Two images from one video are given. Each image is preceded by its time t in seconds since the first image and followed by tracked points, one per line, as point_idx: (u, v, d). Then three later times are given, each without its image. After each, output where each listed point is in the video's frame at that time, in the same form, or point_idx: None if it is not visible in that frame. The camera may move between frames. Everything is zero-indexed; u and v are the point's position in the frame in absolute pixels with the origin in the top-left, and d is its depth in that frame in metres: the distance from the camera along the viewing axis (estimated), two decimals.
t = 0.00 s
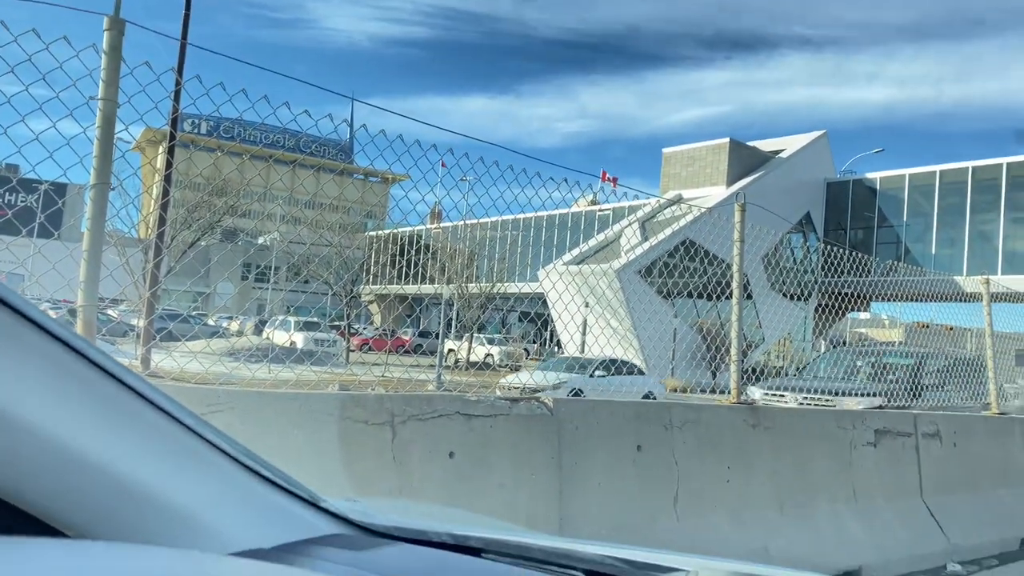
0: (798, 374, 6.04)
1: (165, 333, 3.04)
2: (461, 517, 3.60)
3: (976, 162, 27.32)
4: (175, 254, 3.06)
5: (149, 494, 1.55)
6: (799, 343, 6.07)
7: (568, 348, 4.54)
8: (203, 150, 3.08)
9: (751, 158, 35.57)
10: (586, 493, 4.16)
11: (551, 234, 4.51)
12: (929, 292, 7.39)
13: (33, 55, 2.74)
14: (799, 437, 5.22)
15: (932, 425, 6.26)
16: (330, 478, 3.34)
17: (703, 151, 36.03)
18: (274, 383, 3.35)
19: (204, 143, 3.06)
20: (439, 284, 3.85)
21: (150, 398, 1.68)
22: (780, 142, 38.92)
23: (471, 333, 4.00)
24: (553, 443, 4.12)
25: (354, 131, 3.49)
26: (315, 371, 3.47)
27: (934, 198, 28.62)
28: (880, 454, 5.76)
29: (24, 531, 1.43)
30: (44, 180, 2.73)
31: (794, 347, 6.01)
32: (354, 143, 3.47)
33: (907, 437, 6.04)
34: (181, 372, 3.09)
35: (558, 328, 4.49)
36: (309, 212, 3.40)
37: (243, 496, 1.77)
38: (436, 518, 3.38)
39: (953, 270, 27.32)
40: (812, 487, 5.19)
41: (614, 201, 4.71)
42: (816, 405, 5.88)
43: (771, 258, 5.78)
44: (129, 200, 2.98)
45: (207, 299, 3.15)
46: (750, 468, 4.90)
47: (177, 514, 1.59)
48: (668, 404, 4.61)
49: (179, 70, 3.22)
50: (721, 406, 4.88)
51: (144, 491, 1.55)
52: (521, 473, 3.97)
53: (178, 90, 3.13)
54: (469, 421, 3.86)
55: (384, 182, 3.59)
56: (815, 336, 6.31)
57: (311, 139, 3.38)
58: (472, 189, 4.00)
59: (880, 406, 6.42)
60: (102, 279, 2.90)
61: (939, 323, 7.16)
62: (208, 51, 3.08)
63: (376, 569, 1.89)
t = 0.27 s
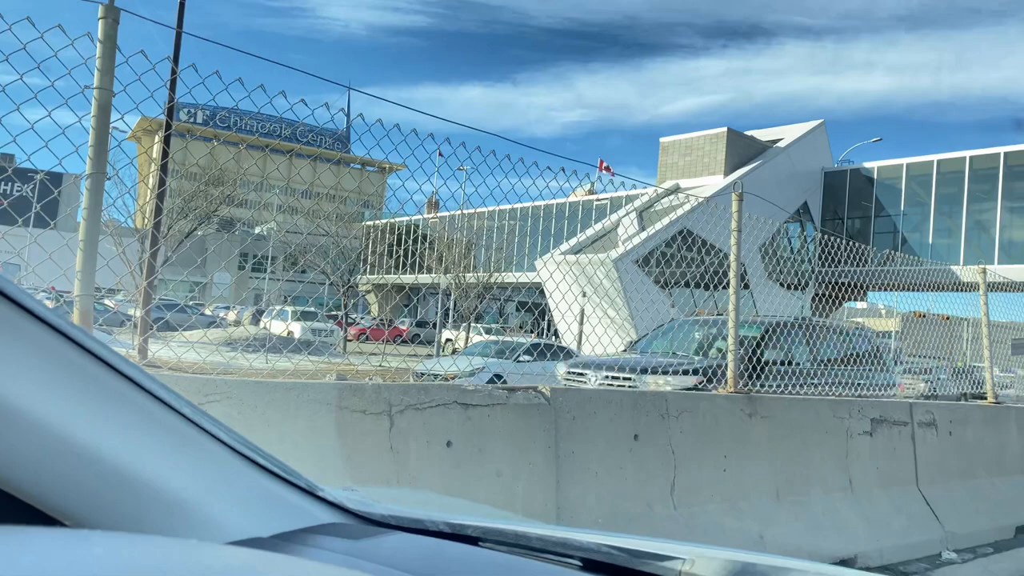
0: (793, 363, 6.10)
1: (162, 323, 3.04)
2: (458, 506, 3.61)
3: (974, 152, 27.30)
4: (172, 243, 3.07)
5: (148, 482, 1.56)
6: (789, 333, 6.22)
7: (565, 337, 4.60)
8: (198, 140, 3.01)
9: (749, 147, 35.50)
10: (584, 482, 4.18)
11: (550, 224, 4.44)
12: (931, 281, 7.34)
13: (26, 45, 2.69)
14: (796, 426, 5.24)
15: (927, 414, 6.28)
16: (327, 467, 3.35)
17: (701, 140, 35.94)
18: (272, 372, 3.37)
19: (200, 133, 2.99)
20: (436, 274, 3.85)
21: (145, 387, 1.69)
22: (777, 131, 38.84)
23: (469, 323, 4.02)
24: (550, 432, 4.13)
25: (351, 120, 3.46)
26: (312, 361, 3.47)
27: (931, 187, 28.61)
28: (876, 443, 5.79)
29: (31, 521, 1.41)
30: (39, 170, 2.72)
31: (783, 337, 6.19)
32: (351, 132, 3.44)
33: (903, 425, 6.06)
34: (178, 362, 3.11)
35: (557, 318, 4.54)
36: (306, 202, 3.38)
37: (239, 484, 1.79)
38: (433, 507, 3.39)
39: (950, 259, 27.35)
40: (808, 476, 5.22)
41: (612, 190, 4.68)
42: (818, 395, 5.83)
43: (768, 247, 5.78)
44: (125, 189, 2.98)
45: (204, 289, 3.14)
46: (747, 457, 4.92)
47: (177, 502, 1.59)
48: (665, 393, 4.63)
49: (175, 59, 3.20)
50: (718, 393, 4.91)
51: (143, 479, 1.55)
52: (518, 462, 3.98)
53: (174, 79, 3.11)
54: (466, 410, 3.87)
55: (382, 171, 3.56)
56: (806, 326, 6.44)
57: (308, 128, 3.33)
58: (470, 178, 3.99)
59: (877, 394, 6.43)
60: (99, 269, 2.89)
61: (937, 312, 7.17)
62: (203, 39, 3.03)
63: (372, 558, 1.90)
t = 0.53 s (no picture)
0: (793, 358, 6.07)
1: (161, 317, 3.05)
2: (456, 499, 3.62)
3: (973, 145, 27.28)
4: (170, 238, 3.05)
5: (145, 475, 1.56)
6: (794, 328, 6.12)
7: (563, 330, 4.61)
8: (197, 134, 3.07)
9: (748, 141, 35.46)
10: (582, 476, 4.19)
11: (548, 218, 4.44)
12: (930, 276, 7.38)
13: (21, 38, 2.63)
14: (793, 420, 5.25)
15: (925, 408, 6.30)
16: (325, 460, 3.36)
17: (699, 133, 35.88)
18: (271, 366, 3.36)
19: (199, 127, 3.06)
20: (433, 268, 3.94)
21: (142, 380, 1.69)
22: (776, 124, 38.78)
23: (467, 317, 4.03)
24: (549, 426, 4.13)
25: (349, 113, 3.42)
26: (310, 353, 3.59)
27: (930, 181, 28.60)
28: (873, 436, 5.80)
29: (29, 514, 1.41)
30: (37, 164, 2.72)
31: (788, 333, 6.05)
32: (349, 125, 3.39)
33: (901, 419, 6.08)
34: (176, 356, 3.11)
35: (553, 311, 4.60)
36: (304, 196, 3.36)
37: (236, 477, 1.79)
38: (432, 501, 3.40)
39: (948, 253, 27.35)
40: (806, 470, 5.23)
41: (611, 183, 4.63)
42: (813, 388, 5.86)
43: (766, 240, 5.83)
44: (123, 182, 2.96)
45: (203, 284, 3.20)
46: (744, 451, 4.93)
47: (174, 496, 1.59)
48: (663, 387, 4.63)
49: (172, 53, 3.20)
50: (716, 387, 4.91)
51: (141, 472, 1.55)
52: (517, 455, 3.99)
53: (171, 73, 3.11)
54: (465, 404, 3.87)
55: (380, 165, 3.52)
56: (810, 320, 6.32)
57: (306, 122, 3.30)
58: (468, 172, 3.98)
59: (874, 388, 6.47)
60: (97, 264, 2.89)
61: (935, 306, 7.18)
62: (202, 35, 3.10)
63: (370, 551, 1.90)
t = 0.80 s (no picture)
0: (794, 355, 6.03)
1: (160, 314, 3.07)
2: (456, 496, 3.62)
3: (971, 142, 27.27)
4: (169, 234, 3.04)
5: (143, 472, 1.56)
6: (793, 325, 6.13)
7: (563, 328, 4.52)
8: (195, 131, 3.01)
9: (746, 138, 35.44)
10: (581, 473, 4.19)
11: (546, 215, 4.44)
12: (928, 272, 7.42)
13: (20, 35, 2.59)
14: (792, 417, 5.25)
15: (923, 404, 6.31)
16: (325, 457, 3.36)
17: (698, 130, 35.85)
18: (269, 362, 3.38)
19: (197, 124, 2.99)
20: (433, 265, 3.82)
21: (140, 376, 1.69)
22: (775, 121, 38.77)
23: (466, 314, 4.00)
24: (548, 423, 4.14)
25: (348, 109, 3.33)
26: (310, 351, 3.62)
27: (928, 178, 28.61)
28: (872, 432, 5.81)
29: (28, 512, 1.41)
30: (35, 161, 2.67)
31: (788, 328, 6.07)
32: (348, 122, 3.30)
33: (900, 416, 6.09)
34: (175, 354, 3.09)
35: (553, 308, 4.54)
36: (303, 193, 3.37)
37: (235, 474, 1.79)
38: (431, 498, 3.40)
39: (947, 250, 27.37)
40: (805, 466, 5.24)
41: (610, 180, 4.64)
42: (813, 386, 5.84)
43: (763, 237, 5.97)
44: (122, 180, 2.95)
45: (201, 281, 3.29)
46: (743, 447, 4.94)
47: (171, 493, 1.59)
48: (662, 384, 4.64)
49: (170, 49, 3.18)
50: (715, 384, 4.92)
51: (139, 469, 1.55)
52: (516, 452, 3.99)
53: (169, 70, 3.10)
54: (465, 401, 3.88)
55: (379, 162, 3.46)
56: (809, 316, 6.34)
57: (304, 119, 3.25)
58: (466, 169, 3.97)
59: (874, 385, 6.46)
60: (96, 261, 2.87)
61: (933, 303, 7.19)
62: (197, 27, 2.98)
63: (368, 548, 1.91)
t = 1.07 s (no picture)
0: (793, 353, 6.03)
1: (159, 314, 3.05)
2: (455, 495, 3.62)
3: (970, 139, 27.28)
4: (168, 233, 3.04)
5: (143, 472, 1.56)
6: (793, 322, 6.11)
7: (563, 328, 4.55)
8: (194, 129, 3.07)
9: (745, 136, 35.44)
10: (580, 471, 4.19)
11: (544, 213, 4.44)
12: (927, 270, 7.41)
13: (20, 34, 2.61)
14: (791, 415, 5.26)
15: (923, 402, 6.32)
16: (324, 457, 3.35)
17: (697, 128, 35.84)
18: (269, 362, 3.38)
19: (196, 123, 3.05)
20: (432, 264, 3.80)
21: (138, 375, 1.69)
22: (774, 118, 38.76)
23: (465, 313, 4.02)
24: (547, 421, 4.14)
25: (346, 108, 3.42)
26: (309, 350, 3.46)
27: (927, 175, 28.61)
28: (871, 430, 5.81)
29: (29, 511, 1.41)
30: (34, 160, 2.70)
31: (788, 325, 6.03)
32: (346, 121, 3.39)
33: (899, 413, 6.10)
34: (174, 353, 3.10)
35: (553, 307, 4.58)
36: (302, 191, 3.39)
37: (234, 472, 1.79)
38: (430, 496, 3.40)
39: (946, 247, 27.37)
40: (804, 464, 5.24)
41: (609, 178, 4.65)
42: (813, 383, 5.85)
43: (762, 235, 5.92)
44: (120, 179, 2.96)
45: (202, 279, 3.17)
46: (742, 445, 4.94)
47: (171, 492, 1.59)
48: (661, 382, 4.64)
49: (168, 48, 3.19)
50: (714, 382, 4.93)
51: (139, 468, 1.56)
52: (516, 450, 4.00)
53: (167, 69, 3.10)
54: (464, 399, 3.88)
55: (377, 161, 3.55)
56: (809, 313, 6.32)
57: (303, 118, 3.32)
58: (466, 168, 3.98)
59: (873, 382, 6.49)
60: (95, 260, 2.88)
61: (932, 301, 7.19)
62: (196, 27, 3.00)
63: (369, 546, 1.91)
